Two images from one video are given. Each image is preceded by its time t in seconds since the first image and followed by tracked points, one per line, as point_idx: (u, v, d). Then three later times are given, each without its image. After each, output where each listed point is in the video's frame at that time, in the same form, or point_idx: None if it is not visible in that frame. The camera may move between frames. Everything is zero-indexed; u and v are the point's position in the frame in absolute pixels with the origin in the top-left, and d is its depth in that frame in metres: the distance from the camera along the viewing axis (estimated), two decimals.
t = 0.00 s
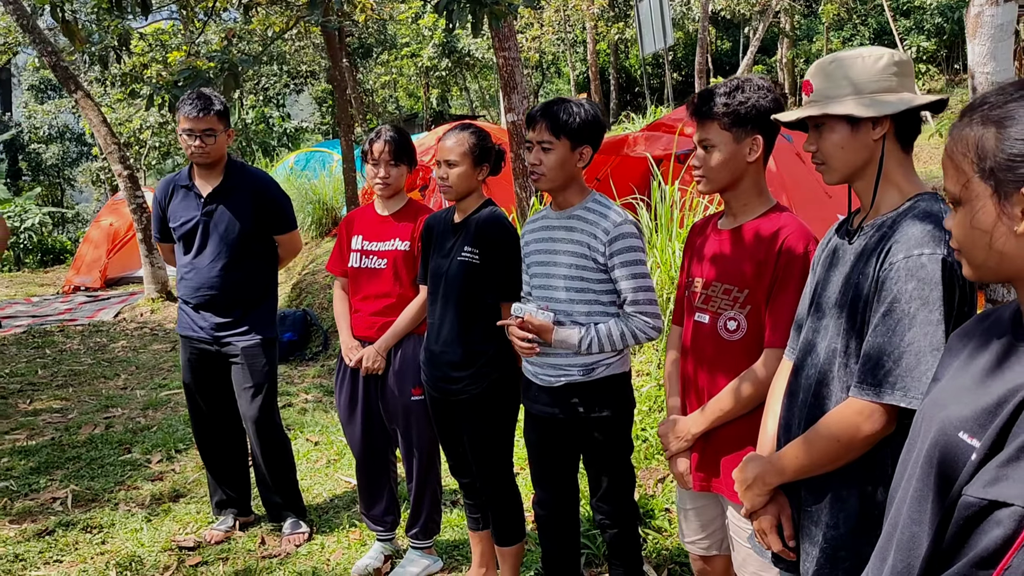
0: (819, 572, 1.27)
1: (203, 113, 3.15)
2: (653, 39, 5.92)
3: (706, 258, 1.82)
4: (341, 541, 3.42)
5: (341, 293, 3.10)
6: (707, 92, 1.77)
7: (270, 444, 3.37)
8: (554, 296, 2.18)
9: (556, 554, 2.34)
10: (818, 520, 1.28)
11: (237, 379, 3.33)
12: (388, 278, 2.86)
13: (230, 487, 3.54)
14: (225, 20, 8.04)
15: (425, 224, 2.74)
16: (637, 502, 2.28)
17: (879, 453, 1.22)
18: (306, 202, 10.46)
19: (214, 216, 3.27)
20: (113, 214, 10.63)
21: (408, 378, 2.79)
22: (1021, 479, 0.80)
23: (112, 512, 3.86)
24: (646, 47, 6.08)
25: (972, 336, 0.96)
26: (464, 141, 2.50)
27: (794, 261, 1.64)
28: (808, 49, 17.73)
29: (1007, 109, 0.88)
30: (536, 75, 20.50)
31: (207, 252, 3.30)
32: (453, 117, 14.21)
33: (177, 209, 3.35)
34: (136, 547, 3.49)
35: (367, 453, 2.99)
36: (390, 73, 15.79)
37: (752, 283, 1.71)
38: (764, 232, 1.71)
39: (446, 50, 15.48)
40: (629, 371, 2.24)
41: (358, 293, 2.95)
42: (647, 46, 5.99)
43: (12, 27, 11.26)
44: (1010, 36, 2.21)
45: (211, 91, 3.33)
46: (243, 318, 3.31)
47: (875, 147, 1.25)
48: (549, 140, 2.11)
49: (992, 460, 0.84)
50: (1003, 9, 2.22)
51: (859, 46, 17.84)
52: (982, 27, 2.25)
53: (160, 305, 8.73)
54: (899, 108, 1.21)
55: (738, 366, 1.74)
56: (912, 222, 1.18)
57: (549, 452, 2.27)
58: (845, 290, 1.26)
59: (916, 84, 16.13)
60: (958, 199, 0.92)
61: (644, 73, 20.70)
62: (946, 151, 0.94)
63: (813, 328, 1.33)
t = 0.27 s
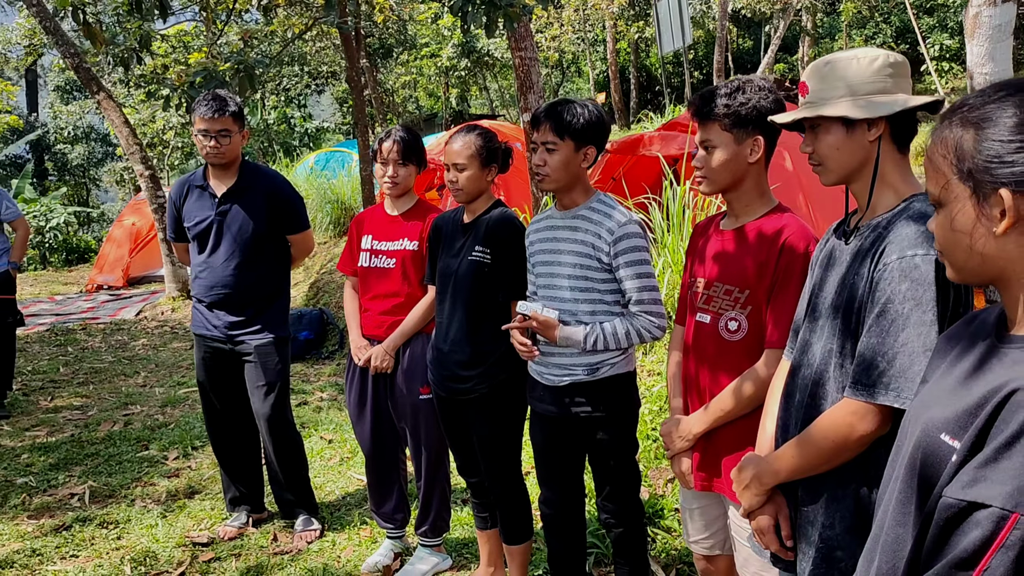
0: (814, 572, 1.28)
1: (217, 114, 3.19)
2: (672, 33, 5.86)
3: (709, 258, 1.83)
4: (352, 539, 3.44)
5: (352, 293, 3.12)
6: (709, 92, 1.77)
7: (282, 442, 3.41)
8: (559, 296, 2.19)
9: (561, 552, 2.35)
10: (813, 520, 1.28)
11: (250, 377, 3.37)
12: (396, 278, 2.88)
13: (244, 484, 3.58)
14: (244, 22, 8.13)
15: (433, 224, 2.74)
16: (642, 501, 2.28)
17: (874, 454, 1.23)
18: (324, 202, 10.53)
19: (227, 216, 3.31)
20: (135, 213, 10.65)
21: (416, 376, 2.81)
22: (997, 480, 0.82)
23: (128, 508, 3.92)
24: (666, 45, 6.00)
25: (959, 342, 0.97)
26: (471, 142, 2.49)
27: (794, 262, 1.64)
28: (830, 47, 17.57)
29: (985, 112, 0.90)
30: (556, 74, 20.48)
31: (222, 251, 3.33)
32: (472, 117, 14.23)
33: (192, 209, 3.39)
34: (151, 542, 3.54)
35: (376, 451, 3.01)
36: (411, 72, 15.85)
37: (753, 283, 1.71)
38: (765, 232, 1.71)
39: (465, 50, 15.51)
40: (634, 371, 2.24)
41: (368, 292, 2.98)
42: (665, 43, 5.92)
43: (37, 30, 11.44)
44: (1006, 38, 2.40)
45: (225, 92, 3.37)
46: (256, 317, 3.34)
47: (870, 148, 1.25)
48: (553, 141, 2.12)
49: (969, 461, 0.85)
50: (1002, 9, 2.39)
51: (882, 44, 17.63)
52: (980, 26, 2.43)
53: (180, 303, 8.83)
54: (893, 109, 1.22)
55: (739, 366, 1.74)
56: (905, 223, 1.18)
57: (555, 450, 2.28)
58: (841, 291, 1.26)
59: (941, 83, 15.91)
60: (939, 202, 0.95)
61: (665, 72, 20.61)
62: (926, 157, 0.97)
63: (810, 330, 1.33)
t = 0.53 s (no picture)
0: (814, 568, 1.29)
1: (237, 114, 3.24)
2: (693, 35, 5.85)
3: (716, 257, 1.84)
4: (367, 533, 3.49)
5: (367, 290, 3.16)
6: (716, 92, 1.78)
7: (301, 438, 3.46)
8: (568, 295, 2.22)
9: (572, 547, 2.38)
10: (814, 517, 1.30)
11: (269, 373, 3.41)
12: (410, 276, 2.92)
13: (262, 479, 3.63)
14: (268, 23, 8.24)
15: (446, 223, 2.76)
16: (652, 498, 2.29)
17: (873, 452, 1.24)
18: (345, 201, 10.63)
19: (247, 215, 3.36)
20: (161, 213, 10.81)
21: (430, 373, 2.84)
22: (984, 475, 0.82)
23: (150, 502, 4.00)
24: (687, 45, 5.95)
25: (952, 342, 0.99)
26: (483, 142, 2.52)
27: (799, 261, 1.65)
28: (855, 45, 17.41)
29: (975, 113, 0.92)
30: (578, 73, 20.45)
31: (241, 250, 3.38)
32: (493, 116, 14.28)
33: (212, 208, 3.44)
34: (172, 535, 3.61)
35: (391, 447, 3.05)
36: (434, 72, 15.91)
37: (759, 282, 1.72)
38: (772, 231, 1.72)
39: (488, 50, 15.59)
40: (643, 369, 2.26)
41: (382, 289, 3.02)
42: (687, 43, 5.88)
43: (66, 32, 11.64)
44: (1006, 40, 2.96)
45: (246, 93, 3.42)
46: (275, 315, 3.39)
47: (871, 148, 1.26)
48: (563, 140, 2.15)
49: (958, 457, 0.86)
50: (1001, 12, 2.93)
51: (908, 41, 17.43)
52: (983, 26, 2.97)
53: (203, 301, 8.96)
54: (892, 108, 1.23)
55: (746, 364, 1.76)
56: (904, 223, 1.19)
57: (566, 447, 2.30)
58: (841, 291, 1.27)
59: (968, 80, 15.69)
60: (931, 202, 0.96)
61: (688, 71, 20.52)
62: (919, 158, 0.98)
63: (811, 329, 1.35)
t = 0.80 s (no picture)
0: (806, 558, 1.32)
1: (258, 114, 3.31)
2: (718, 33, 5.87)
3: (720, 254, 1.86)
4: (383, 525, 3.55)
5: (382, 287, 3.22)
6: (719, 92, 1.81)
7: (319, 431, 3.52)
8: (576, 291, 2.28)
9: (580, 540, 2.42)
10: (805, 508, 1.33)
11: (288, 368, 3.48)
12: (424, 272, 2.97)
13: (280, 471, 3.71)
14: (294, 23, 8.35)
15: (460, 221, 2.80)
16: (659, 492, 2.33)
17: (862, 445, 1.27)
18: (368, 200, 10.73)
19: (268, 212, 3.43)
20: (189, 210, 10.94)
21: (444, 367, 2.88)
22: (953, 463, 0.86)
23: (173, 493, 4.10)
24: (711, 44, 5.97)
25: (932, 337, 1.02)
26: (494, 142, 2.56)
27: (800, 259, 1.68)
28: (883, 42, 17.21)
29: (950, 115, 0.95)
30: (602, 71, 20.42)
31: (262, 246, 3.46)
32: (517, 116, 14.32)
33: (234, 206, 3.51)
34: (193, 525, 3.70)
35: (406, 440, 3.09)
36: (458, 71, 15.99)
37: (760, 278, 1.75)
38: (774, 229, 1.74)
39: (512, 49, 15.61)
40: (649, 364, 2.30)
41: (397, 286, 3.08)
42: (712, 40, 5.90)
43: (96, 33, 11.88)
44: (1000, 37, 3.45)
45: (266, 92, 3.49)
46: (294, 310, 3.46)
47: (863, 147, 1.28)
48: (570, 138, 2.20)
49: (930, 446, 0.90)
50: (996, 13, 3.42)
51: (938, 39, 17.17)
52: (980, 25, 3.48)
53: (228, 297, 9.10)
54: (883, 109, 1.25)
55: (747, 359, 1.79)
56: (894, 221, 1.22)
57: (574, 441, 2.34)
58: (834, 288, 1.30)
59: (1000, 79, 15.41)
60: (910, 201, 1.00)
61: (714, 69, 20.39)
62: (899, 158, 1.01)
63: (805, 325, 1.38)
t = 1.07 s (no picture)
0: (788, 545, 1.38)
1: (280, 115, 3.41)
2: (743, 33, 5.88)
3: (718, 253, 1.91)
4: (398, 515, 3.64)
5: (396, 283, 3.30)
6: (718, 95, 1.87)
7: (337, 423, 3.62)
8: (581, 288, 2.34)
9: (585, 530, 2.48)
10: (787, 497, 1.40)
11: (307, 361, 3.58)
12: (437, 269, 3.05)
13: (300, 462, 3.82)
14: (321, 24, 8.48)
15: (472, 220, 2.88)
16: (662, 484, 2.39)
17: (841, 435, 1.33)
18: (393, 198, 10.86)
19: (289, 211, 3.53)
20: (217, 208, 11.22)
21: (455, 362, 2.95)
22: (909, 447, 0.93)
23: (197, 482, 4.23)
24: (737, 43, 5.98)
25: (899, 332, 1.09)
26: (503, 143, 2.64)
27: (793, 257, 1.73)
28: (913, 41, 16.98)
29: (911, 120, 1.01)
30: (629, 69, 20.37)
31: (283, 244, 3.55)
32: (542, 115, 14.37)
33: (256, 204, 3.62)
34: (216, 513, 3.82)
35: (419, 432, 3.18)
36: (484, 70, 16.07)
37: (756, 275, 1.80)
38: (769, 228, 1.79)
39: (538, 48, 15.64)
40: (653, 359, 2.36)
41: (410, 282, 3.16)
42: (738, 40, 5.91)
43: (129, 34, 12.12)
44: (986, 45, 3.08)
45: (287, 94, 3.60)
46: (314, 305, 3.55)
47: (845, 149, 1.34)
48: (572, 138, 2.27)
49: (889, 430, 0.97)
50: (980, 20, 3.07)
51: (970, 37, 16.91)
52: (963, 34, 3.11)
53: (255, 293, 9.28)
54: (864, 112, 1.31)
55: (743, 354, 1.84)
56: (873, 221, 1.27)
57: (579, 433, 2.40)
58: (817, 285, 1.36)
59: None
60: (876, 202, 1.06)
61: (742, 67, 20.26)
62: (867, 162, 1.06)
63: (791, 321, 1.43)
